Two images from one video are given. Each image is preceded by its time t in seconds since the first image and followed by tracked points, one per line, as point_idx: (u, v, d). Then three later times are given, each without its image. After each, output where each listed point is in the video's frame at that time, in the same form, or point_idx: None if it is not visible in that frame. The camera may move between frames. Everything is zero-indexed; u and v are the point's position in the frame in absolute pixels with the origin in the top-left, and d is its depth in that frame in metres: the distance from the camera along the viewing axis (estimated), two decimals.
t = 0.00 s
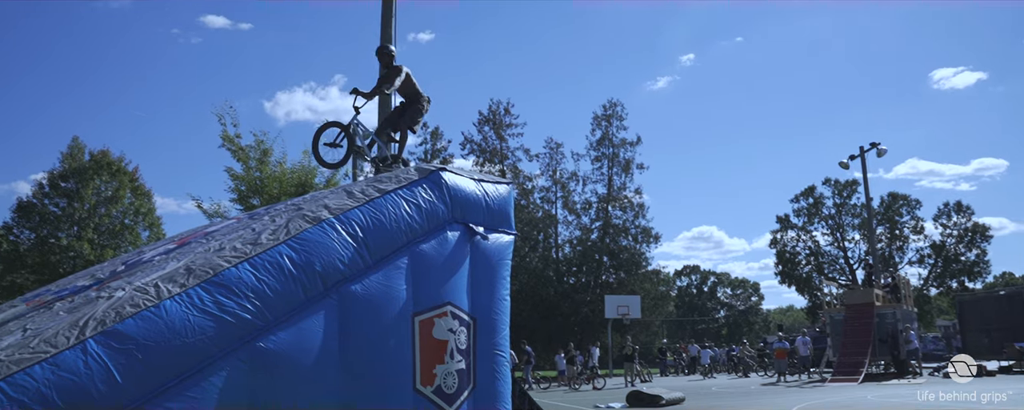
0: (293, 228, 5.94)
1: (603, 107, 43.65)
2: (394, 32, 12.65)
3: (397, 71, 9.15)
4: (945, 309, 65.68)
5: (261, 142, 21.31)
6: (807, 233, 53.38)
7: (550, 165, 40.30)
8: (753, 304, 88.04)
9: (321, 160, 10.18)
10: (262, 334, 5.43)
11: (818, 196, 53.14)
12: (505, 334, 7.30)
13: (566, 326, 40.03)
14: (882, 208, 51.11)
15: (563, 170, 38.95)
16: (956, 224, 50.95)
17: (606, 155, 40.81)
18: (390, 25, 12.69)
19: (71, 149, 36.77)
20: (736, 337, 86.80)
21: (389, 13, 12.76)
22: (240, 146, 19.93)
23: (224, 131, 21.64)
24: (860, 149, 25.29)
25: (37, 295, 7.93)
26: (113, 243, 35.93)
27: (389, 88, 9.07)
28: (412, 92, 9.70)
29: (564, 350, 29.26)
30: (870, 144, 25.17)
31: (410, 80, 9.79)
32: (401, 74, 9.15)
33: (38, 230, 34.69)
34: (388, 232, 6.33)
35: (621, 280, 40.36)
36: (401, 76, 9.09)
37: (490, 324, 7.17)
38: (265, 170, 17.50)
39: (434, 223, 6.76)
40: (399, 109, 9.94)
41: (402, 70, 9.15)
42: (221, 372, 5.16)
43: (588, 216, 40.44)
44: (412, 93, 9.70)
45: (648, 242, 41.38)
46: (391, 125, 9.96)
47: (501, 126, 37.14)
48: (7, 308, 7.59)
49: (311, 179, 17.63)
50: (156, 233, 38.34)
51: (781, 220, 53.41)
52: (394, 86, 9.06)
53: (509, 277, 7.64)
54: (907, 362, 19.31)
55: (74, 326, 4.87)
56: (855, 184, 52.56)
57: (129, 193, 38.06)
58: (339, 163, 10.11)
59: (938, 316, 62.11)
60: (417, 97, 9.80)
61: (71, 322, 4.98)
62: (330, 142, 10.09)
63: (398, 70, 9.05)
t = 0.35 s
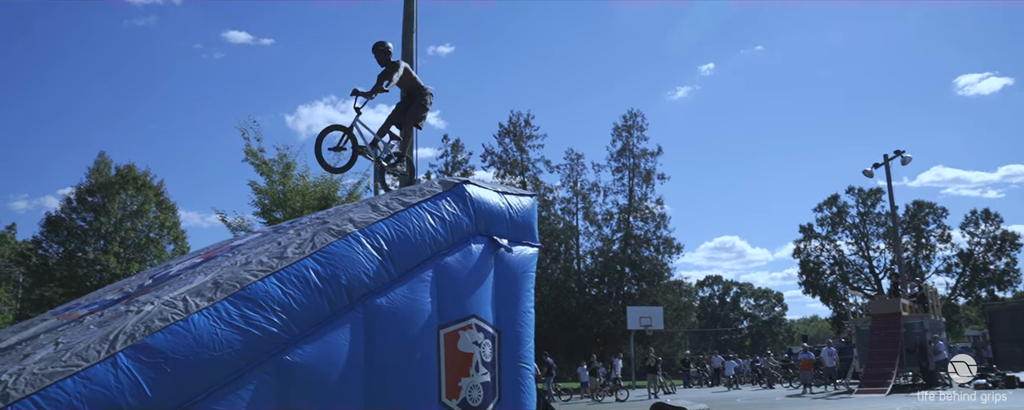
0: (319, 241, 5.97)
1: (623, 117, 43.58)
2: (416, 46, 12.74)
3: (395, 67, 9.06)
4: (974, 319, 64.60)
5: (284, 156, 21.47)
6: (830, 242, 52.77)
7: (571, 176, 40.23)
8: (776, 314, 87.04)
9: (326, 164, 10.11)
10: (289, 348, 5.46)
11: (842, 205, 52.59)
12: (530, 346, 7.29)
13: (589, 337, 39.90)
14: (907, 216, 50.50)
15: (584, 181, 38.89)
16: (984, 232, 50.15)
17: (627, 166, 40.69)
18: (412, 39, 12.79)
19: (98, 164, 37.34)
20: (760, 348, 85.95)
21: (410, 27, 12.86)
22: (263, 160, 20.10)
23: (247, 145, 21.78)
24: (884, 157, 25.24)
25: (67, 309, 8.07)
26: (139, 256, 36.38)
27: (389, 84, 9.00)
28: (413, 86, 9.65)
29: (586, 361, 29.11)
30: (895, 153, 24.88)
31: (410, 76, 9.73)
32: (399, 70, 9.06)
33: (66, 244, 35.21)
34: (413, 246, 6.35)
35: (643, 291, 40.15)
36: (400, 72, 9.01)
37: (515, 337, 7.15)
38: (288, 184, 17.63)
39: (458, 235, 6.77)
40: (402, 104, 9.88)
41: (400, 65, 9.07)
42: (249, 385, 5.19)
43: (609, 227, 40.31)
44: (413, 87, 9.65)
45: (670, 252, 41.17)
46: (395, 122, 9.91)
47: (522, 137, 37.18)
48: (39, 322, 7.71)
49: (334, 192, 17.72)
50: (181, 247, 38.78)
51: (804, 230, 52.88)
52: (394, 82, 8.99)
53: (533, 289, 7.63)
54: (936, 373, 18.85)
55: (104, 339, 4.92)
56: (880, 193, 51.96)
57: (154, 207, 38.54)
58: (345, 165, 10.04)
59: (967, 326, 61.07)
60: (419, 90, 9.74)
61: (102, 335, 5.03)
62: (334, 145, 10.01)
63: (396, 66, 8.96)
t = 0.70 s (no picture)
0: (347, 252, 5.99)
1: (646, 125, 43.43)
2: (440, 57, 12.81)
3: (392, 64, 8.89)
4: (1008, 327, 63.25)
5: (309, 167, 21.61)
6: (858, 249, 52.03)
7: (595, 185, 40.09)
8: (804, 323, 85.77)
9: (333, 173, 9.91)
10: (319, 358, 5.49)
11: (870, 212, 51.86)
12: (557, 357, 7.26)
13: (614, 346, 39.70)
14: (937, 223, 49.69)
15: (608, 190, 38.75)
16: (1017, 238, 49.19)
17: (651, 174, 40.50)
18: (436, 49, 12.86)
19: (127, 176, 37.94)
20: (787, 357, 84.81)
21: (434, 38, 12.94)
22: (289, 171, 20.27)
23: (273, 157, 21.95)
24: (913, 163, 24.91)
25: (100, 320, 8.19)
26: (168, 267, 36.83)
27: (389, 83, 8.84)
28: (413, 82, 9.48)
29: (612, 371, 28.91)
30: (924, 159, 24.51)
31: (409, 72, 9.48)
32: (398, 66, 8.89)
33: (97, 255, 35.77)
34: (440, 256, 6.36)
35: (668, 299, 39.85)
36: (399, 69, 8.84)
37: (543, 347, 7.14)
38: (314, 194, 17.76)
39: (485, 245, 6.77)
40: (404, 102, 9.70)
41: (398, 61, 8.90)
42: (280, 395, 5.23)
43: (634, 235, 40.11)
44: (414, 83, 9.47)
45: (695, 261, 40.85)
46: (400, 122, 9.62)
47: (545, 147, 37.18)
48: (72, 332, 7.83)
49: (359, 203, 17.79)
50: (208, 257, 39.20)
51: (831, 237, 52.21)
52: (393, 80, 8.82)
53: (560, 300, 7.61)
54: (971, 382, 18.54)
55: (138, 350, 4.97)
56: (909, 199, 51.18)
57: (182, 218, 39.05)
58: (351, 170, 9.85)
59: (1001, 334, 59.80)
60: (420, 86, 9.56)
61: (136, 346, 5.09)
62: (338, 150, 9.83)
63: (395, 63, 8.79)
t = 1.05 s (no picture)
0: (374, 259, 6.01)
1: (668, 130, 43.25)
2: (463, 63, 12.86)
3: (391, 65, 8.81)
4: None
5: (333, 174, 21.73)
6: (885, 253, 51.36)
7: (617, 189, 39.97)
8: (830, 328, 84.70)
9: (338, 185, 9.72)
10: (346, 365, 5.52)
11: (897, 215, 51.18)
12: (583, 363, 7.24)
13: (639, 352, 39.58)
14: (967, 226, 48.93)
15: (632, 194, 38.59)
16: None
17: (675, 178, 40.31)
18: (459, 56, 12.91)
19: (154, 184, 38.49)
20: (813, 363, 83.78)
21: (457, 44, 12.99)
22: (313, 179, 20.40)
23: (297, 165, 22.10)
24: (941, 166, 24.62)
25: (130, 327, 8.31)
26: (194, 274, 37.22)
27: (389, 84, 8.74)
28: (413, 82, 9.32)
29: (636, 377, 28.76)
30: (952, 161, 24.18)
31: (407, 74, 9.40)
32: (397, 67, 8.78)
33: (125, 261, 36.27)
34: (466, 263, 6.37)
35: (693, 305, 39.57)
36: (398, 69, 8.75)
37: (568, 354, 7.12)
38: (338, 201, 17.85)
39: (511, 252, 6.77)
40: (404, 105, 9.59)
41: (397, 61, 8.82)
42: (307, 402, 5.26)
43: (657, 240, 39.92)
44: (415, 84, 9.34)
45: (719, 265, 40.60)
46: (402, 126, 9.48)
47: (568, 152, 37.16)
48: (105, 339, 7.95)
49: (383, 209, 17.88)
50: (233, 264, 39.56)
51: (857, 241, 51.59)
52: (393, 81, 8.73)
53: (586, 307, 7.58)
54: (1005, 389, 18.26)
55: (169, 356, 5.02)
56: (937, 202, 50.44)
57: (208, 225, 39.50)
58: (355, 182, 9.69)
59: None
60: (421, 86, 9.41)
61: (166, 353, 5.14)
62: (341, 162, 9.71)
63: (393, 64, 8.70)
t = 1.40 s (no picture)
0: (404, 265, 6.05)
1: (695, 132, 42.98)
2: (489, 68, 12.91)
3: (389, 70, 8.78)
4: None
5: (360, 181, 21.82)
6: (918, 255, 50.53)
7: (644, 193, 39.78)
8: (861, 331, 83.49)
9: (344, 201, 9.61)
10: (378, 370, 5.56)
11: (929, 216, 50.33)
12: (614, 368, 7.22)
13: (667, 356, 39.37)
14: (1002, 227, 47.98)
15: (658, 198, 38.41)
16: None
17: (701, 181, 40.04)
18: (485, 61, 12.96)
19: (185, 191, 39.08)
20: (844, 367, 82.61)
21: (482, 49, 13.05)
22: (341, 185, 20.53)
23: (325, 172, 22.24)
24: (976, 166, 24.19)
25: (165, 332, 8.45)
26: (224, 280, 37.65)
27: (389, 90, 8.71)
28: (413, 87, 9.30)
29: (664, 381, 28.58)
30: (987, 161, 23.73)
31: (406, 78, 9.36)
32: (396, 73, 8.76)
33: (157, 268, 36.82)
34: (496, 267, 6.39)
35: (721, 308, 39.26)
36: (397, 73, 8.72)
37: (599, 358, 7.10)
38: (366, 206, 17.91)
39: (540, 256, 6.78)
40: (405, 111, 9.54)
41: (395, 66, 8.80)
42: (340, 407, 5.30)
43: (684, 243, 39.67)
44: (415, 88, 9.31)
45: (747, 268, 40.24)
46: (405, 132, 9.44)
47: (593, 156, 37.08)
48: (141, 344, 8.09)
49: (410, 214, 17.96)
50: (262, 270, 39.99)
51: (888, 243, 50.84)
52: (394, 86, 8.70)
53: (615, 311, 7.56)
54: None
55: (204, 362, 5.09)
56: (971, 203, 49.53)
57: (238, 231, 39.98)
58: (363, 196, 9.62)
59: None
60: (421, 89, 9.37)
61: (201, 358, 5.21)
62: (346, 177, 9.63)
63: (391, 70, 8.67)
